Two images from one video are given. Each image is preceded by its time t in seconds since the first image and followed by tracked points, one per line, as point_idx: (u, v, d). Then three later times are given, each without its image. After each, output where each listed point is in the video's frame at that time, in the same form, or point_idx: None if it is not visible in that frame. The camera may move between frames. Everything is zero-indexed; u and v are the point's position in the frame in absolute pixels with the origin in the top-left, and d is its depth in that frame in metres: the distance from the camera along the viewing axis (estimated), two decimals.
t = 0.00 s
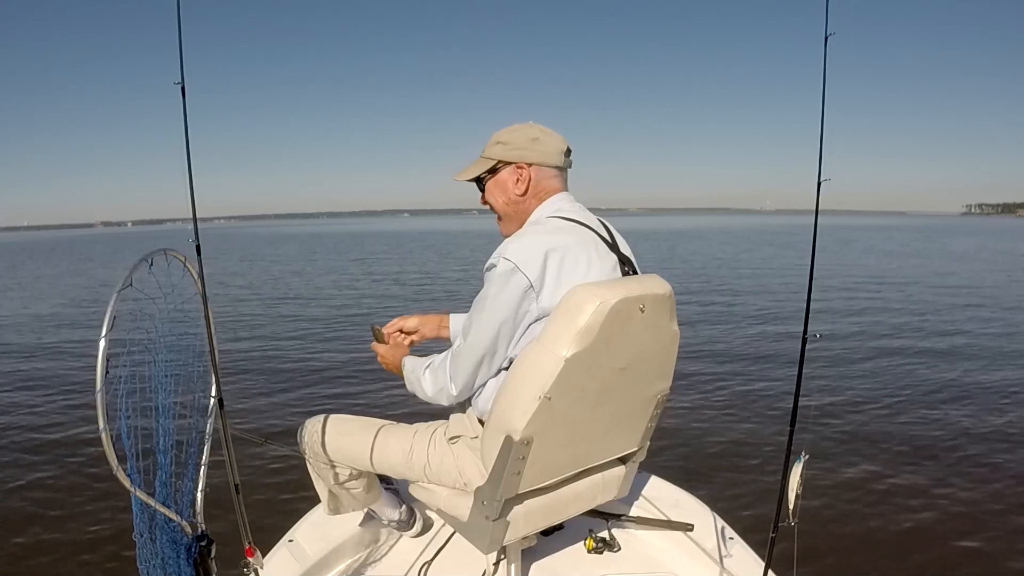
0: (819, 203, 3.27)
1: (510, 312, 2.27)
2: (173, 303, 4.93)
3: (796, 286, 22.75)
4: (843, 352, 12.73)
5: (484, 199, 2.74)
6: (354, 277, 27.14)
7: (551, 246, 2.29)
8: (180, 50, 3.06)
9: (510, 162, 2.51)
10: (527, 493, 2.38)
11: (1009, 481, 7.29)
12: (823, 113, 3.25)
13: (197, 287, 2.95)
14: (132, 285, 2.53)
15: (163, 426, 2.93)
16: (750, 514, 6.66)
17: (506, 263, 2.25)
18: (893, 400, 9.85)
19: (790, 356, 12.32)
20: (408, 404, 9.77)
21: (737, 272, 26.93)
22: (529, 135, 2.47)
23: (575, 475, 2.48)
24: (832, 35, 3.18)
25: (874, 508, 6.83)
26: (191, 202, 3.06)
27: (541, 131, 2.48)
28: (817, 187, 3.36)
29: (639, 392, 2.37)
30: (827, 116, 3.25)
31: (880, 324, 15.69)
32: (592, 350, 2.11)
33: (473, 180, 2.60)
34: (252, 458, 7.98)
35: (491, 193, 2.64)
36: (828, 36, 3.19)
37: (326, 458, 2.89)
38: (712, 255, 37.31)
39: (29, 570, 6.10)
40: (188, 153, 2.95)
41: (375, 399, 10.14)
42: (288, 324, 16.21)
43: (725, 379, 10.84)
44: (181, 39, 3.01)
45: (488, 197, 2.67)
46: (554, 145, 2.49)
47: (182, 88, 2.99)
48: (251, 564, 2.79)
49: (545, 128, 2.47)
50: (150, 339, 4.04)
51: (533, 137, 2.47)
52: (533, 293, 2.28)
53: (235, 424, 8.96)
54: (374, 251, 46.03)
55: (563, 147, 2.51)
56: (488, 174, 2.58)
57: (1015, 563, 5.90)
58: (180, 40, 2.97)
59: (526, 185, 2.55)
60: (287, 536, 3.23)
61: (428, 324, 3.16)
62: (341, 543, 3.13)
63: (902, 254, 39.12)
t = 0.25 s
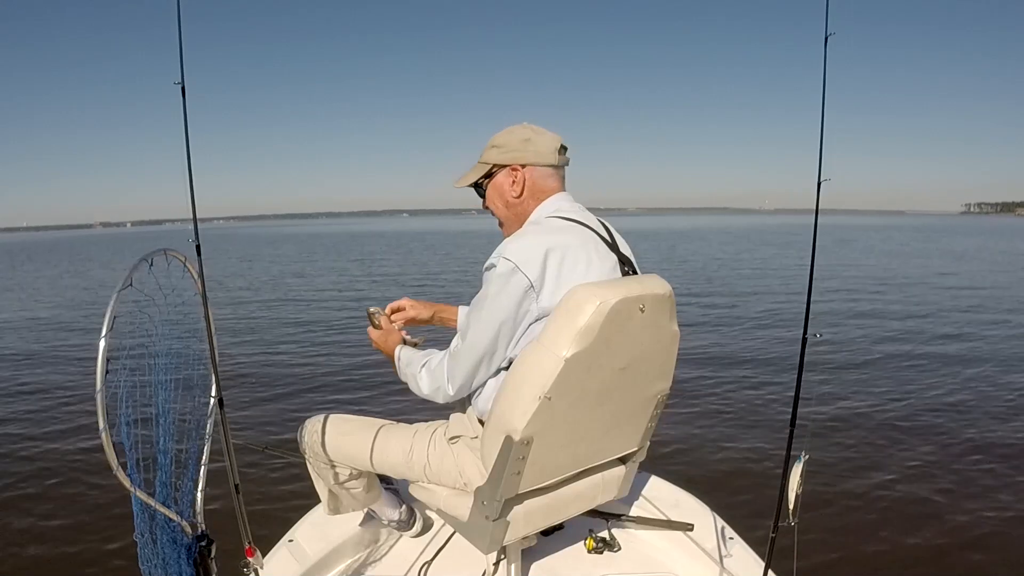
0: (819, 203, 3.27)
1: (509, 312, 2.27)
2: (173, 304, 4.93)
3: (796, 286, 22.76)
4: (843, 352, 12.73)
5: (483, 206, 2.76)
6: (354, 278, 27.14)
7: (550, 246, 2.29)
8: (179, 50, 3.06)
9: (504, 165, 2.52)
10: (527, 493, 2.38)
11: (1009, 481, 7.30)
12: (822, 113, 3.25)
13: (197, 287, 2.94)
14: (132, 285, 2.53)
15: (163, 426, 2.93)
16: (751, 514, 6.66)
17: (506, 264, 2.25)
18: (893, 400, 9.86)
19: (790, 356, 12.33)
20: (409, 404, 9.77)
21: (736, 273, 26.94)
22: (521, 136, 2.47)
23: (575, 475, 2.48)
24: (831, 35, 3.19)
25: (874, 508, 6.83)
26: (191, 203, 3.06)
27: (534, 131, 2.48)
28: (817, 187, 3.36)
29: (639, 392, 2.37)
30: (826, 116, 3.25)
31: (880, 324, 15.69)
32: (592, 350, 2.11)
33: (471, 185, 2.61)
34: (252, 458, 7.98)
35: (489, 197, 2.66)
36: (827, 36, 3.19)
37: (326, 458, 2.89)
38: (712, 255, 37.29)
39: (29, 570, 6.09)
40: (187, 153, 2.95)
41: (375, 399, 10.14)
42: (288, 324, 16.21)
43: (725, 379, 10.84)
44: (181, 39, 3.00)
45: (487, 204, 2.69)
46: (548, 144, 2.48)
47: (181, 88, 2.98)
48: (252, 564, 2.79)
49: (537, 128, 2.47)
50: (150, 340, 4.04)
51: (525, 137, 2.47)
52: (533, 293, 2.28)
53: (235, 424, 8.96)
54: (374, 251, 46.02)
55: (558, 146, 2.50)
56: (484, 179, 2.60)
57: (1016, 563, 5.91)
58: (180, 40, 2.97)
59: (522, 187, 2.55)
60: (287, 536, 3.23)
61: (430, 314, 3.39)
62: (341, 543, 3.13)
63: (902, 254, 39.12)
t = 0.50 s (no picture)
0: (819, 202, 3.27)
1: (508, 311, 2.27)
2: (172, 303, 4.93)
3: (796, 286, 22.75)
4: (843, 352, 12.74)
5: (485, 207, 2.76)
6: (354, 278, 27.13)
7: (550, 246, 2.29)
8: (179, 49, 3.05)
9: (504, 165, 2.52)
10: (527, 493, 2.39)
11: (1008, 481, 7.31)
12: (821, 112, 3.25)
13: (197, 287, 2.94)
14: (131, 285, 2.53)
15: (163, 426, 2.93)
16: (751, 514, 6.66)
17: (506, 263, 2.25)
18: (892, 400, 9.86)
19: (790, 356, 12.33)
20: (409, 404, 9.78)
21: (736, 273, 26.93)
22: (521, 137, 2.47)
23: (574, 475, 2.48)
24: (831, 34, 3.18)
25: (875, 508, 6.84)
26: (190, 203, 3.06)
27: (533, 132, 2.48)
28: (817, 186, 3.36)
29: (639, 392, 2.37)
30: (826, 114, 3.25)
31: (880, 324, 15.69)
32: (592, 349, 2.11)
33: (471, 185, 2.62)
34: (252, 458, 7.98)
35: (490, 198, 2.66)
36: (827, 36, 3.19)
37: (327, 457, 2.89)
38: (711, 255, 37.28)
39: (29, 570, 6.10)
40: (187, 152, 2.95)
41: (375, 398, 10.14)
42: (287, 324, 16.20)
43: (725, 379, 10.85)
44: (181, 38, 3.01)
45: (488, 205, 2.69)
46: (548, 145, 2.48)
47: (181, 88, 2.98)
48: (252, 564, 2.79)
49: (537, 128, 2.46)
50: (151, 339, 4.04)
51: (525, 138, 2.47)
52: (532, 292, 2.28)
53: (235, 423, 8.96)
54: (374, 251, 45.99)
55: (558, 147, 2.50)
56: (485, 179, 2.60)
57: (1015, 562, 5.92)
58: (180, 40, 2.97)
59: (522, 187, 2.56)
60: (287, 536, 3.23)
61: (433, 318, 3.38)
62: (340, 543, 3.13)
63: (902, 254, 39.11)
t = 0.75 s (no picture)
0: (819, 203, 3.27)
1: (506, 308, 2.27)
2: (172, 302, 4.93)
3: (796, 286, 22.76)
4: (843, 353, 12.74)
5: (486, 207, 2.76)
6: (354, 277, 27.13)
7: (549, 244, 2.29)
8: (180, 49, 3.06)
9: (504, 165, 2.53)
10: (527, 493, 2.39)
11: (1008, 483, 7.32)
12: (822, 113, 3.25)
13: (197, 287, 2.94)
14: (131, 285, 2.53)
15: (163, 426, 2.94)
16: (751, 515, 6.67)
17: (505, 261, 2.25)
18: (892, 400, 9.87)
19: (790, 356, 12.33)
20: (409, 404, 9.78)
21: (736, 273, 26.91)
22: (521, 138, 2.47)
23: (574, 475, 2.48)
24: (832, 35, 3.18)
25: (875, 509, 6.85)
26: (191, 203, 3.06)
27: (534, 132, 2.48)
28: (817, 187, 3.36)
29: (639, 392, 2.37)
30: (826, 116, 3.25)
31: (880, 324, 15.69)
32: (591, 349, 2.11)
33: (471, 185, 2.62)
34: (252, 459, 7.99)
35: (490, 197, 2.66)
36: (828, 37, 3.18)
37: (327, 457, 2.89)
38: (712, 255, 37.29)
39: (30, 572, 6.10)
40: (188, 152, 2.95)
41: (375, 399, 10.15)
42: (288, 324, 16.21)
43: (725, 379, 10.86)
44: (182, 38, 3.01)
45: (489, 204, 2.69)
46: (548, 146, 2.48)
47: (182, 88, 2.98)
48: (251, 564, 2.79)
49: (537, 129, 2.47)
50: (150, 339, 4.04)
51: (525, 138, 2.47)
52: (531, 290, 2.28)
53: (235, 424, 8.96)
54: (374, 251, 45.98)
55: (558, 147, 2.49)
56: (486, 178, 2.60)
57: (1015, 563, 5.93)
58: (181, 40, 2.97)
59: (522, 187, 2.56)
60: (287, 536, 3.23)
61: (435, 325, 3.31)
62: (340, 543, 3.13)
63: (902, 254, 39.11)
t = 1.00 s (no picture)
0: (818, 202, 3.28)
1: (502, 306, 2.27)
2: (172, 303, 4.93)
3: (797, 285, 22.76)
4: (843, 352, 12.74)
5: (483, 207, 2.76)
6: (354, 277, 27.13)
7: (546, 243, 2.29)
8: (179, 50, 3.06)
9: (501, 165, 2.53)
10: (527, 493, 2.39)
11: (1009, 481, 7.32)
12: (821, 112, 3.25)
13: (197, 287, 2.95)
14: (131, 285, 2.53)
15: (163, 426, 2.94)
16: (752, 514, 6.67)
17: (501, 259, 2.26)
18: (893, 399, 9.87)
19: (791, 356, 12.34)
20: (409, 403, 9.78)
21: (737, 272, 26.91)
22: (518, 138, 2.48)
23: (574, 474, 2.48)
24: (831, 34, 3.18)
25: (876, 508, 6.85)
26: (190, 203, 3.06)
27: (531, 133, 2.48)
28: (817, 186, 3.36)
29: (638, 391, 2.37)
30: (825, 114, 3.25)
31: (881, 323, 15.69)
32: (590, 349, 2.11)
33: (468, 185, 2.63)
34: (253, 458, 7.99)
35: (487, 197, 2.67)
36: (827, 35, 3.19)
37: (327, 456, 2.89)
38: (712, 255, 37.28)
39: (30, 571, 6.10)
40: (187, 153, 2.96)
41: (375, 398, 10.15)
42: (288, 324, 16.21)
43: (725, 379, 10.86)
44: (181, 39, 3.01)
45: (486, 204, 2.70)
46: (545, 146, 2.48)
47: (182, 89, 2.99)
48: (252, 564, 2.79)
49: (535, 129, 2.47)
50: (150, 339, 4.05)
51: (523, 138, 2.47)
52: (527, 289, 2.28)
53: (235, 424, 8.96)
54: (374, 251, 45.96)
55: (555, 148, 2.50)
56: (483, 178, 2.60)
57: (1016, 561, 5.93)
58: (180, 41, 2.98)
59: (518, 187, 2.56)
60: (287, 536, 3.24)
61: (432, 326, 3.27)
62: (340, 543, 3.13)
63: (902, 253, 39.10)
